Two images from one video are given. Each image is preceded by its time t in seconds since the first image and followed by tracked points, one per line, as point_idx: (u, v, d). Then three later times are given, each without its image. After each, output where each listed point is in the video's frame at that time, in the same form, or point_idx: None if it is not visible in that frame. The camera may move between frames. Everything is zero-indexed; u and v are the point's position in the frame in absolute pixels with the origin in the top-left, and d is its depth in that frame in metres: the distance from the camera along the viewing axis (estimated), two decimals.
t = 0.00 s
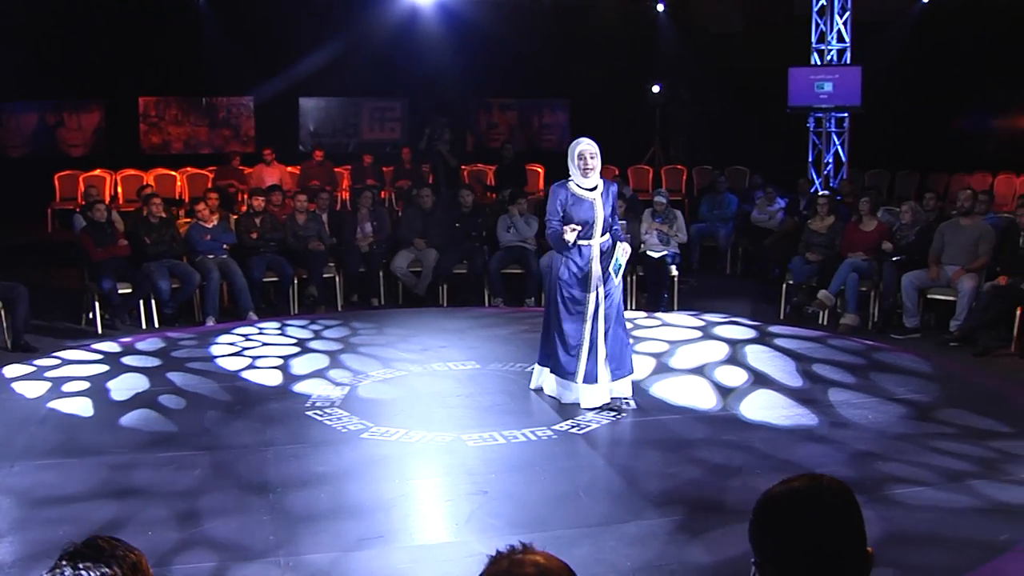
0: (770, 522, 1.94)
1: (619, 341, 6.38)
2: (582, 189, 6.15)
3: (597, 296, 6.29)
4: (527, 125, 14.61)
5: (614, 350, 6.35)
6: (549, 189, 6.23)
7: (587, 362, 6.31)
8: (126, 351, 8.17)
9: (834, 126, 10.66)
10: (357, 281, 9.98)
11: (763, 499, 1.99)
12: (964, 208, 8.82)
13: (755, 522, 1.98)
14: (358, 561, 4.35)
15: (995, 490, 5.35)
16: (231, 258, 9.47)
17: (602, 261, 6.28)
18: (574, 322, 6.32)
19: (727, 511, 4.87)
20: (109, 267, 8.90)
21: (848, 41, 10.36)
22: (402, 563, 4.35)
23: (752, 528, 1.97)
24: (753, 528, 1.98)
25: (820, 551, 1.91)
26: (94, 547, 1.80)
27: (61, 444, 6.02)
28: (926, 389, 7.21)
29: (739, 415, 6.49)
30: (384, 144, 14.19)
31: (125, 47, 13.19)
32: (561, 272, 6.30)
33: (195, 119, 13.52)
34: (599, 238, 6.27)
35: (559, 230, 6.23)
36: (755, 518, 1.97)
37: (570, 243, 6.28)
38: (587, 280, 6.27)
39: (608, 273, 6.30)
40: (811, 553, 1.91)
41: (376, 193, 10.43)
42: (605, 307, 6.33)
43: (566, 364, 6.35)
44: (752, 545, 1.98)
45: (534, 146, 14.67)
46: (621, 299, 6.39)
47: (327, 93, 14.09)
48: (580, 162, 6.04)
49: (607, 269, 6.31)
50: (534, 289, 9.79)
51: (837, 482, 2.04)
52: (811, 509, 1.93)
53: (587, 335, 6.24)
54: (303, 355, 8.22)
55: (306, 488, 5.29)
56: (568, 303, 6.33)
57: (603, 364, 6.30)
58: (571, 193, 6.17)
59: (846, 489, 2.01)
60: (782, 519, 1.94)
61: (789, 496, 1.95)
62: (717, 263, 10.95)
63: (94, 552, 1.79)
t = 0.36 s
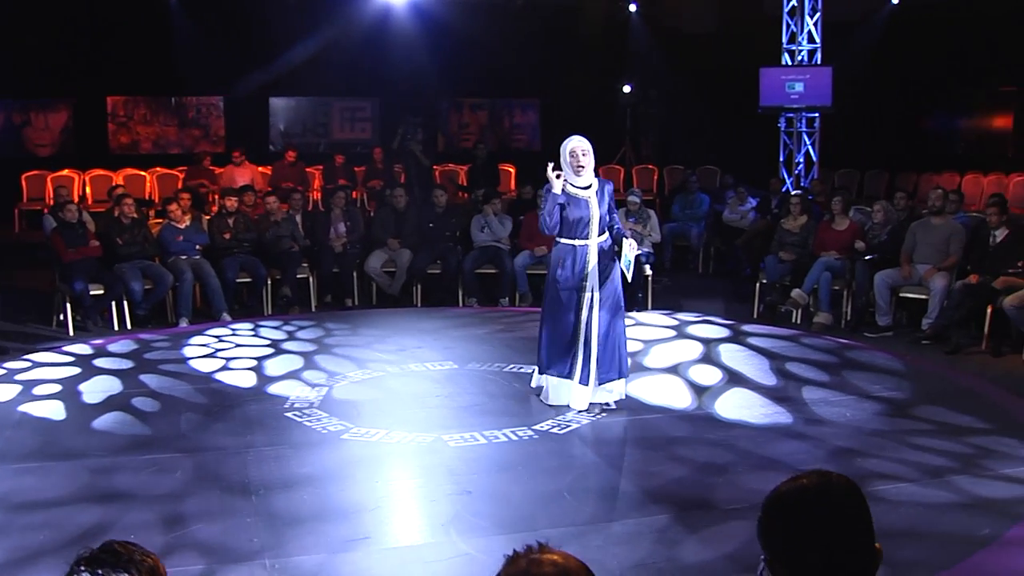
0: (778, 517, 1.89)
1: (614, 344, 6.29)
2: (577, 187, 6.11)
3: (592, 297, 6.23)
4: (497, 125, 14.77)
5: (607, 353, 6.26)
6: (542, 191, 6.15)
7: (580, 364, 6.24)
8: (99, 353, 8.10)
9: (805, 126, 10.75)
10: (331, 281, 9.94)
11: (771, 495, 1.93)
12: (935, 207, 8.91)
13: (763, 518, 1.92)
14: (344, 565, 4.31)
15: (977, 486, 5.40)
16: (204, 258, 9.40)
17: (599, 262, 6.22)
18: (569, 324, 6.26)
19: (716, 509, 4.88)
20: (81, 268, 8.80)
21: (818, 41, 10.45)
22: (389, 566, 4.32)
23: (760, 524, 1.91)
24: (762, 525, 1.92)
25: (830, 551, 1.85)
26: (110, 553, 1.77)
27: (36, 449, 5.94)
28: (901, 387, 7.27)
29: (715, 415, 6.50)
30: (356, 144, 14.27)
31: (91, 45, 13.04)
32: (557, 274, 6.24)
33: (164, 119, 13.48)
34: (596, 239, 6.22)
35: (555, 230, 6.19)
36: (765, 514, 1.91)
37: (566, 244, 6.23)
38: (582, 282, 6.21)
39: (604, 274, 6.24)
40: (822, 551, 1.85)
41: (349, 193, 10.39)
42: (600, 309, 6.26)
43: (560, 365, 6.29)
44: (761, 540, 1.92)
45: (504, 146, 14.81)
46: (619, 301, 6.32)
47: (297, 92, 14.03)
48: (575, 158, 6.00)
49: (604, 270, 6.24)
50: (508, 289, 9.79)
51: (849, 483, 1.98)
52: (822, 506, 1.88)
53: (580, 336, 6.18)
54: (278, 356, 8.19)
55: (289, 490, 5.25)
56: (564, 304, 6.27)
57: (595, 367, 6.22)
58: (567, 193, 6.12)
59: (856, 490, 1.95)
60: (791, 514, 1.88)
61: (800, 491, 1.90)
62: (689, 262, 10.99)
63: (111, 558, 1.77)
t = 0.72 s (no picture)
0: (782, 518, 1.99)
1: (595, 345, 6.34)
2: (563, 190, 6.10)
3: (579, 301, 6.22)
4: (465, 125, 14.89)
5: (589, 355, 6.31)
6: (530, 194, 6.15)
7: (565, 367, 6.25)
8: (65, 357, 8.00)
9: (772, 126, 10.84)
10: (300, 283, 9.89)
11: (774, 496, 2.03)
12: (903, 207, 9.00)
13: (768, 519, 2.03)
14: (334, 568, 4.29)
15: (955, 480, 5.47)
16: (173, 260, 9.32)
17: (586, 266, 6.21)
18: (556, 325, 6.22)
19: (702, 505, 4.90)
20: (47, 270, 8.70)
21: (785, 43, 10.55)
22: (382, 568, 4.30)
23: (765, 526, 2.02)
24: (767, 526, 2.03)
25: (834, 548, 1.95)
26: (127, 558, 1.74)
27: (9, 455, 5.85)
28: (872, 385, 7.35)
29: (680, 414, 6.50)
30: (321, 145, 14.29)
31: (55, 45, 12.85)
32: (546, 275, 6.18)
33: (129, 119, 13.32)
34: (583, 242, 6.19)
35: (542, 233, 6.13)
36: (768, 515, 2.02)
37: (553, 246, 6.18)
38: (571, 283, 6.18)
39: (590, 278, 6.23)
40: (825, 549, 1.95)
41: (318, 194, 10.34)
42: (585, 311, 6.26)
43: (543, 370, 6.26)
44: (767, 540, 2.02)
45: (472, 147, 14.94)
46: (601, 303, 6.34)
47: (263, 92, 13.96)
48: (560, 158, 5.97)
49: (590, 274, 6.23)
50: (479, 289, 9.79)
51: (846, 479, 2.09)
52: (823, 504, 1.98)
53: (568, 341, 6.18)
54: (246, 358, 8.13)
55: (271, 493, 5.21)
56: (550, 308, 6.23)
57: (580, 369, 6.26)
58: (553, 196, 6.11)
59: (853, 486, 2.05)
60: (794, 513, 1.98)
61: (801, 491, 2.00)
62: (657, 262, 11.04)
63: (128, 563, 1.74)
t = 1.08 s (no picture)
0: (791, 513, 1.94)
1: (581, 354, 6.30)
2: (547, 193, 6.09)
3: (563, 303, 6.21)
4: (437, 126, 14.91)
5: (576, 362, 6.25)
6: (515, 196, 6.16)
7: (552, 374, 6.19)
8: (36, 361, 7.92)
9: (744, 128, 10.92)
10: (275, 285, 9.85)
11: (786, 493, 1.98)
12: (876, 208, 9.09)
13: (777, 514, 1.98)
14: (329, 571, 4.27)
15: (937, 476, 5.53)
16: (146, 262, 9.24)
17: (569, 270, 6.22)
18: (541, 331, 6.20)
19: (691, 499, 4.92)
20: (18, 274, 8.60)
21: (757, 45, 10.63)
22: (378, 569, 4.29)
23: (774, 521, 1.97)
24: (776, 522, 1.98)
25: (845, 547, 1.89)
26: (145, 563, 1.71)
27: None
28: (849, 384, 7.42)
29: (652, 414, 6.52)
30: (293, 146, 14.19)
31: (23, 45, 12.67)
32: (531, 280, 6.19)
33: (98, 120, 13.16)
34: (567, 245, 6.19)
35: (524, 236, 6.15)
36: (778, 511, 1.98)
37: (536, 249, 6.19)
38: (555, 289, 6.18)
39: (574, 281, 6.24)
40: (836, 547, 1.90)
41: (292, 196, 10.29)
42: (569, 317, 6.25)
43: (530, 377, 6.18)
44: (777, 537, 1.97)
45: (445, 149, 14.95)
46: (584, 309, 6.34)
47: (233, 93, 13.87)
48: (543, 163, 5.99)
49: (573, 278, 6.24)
50: (453, 291, 9.78)
51: (857, 476, 2.02)
52: (829, 502, 1.92)
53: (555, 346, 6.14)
54: (218, 362, 8.08)
55: (258, 497, 5.19)
56: (534, 312, 6.22)
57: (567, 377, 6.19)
58: (537, 199, 6.11)
59: (862, 481, 1.99)
60: (803, 508, 1.93)
61: (807, 488, 1.95)
62: (631, 263, 11.08)
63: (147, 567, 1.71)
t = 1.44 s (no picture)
0: (806, 511, 1.97)
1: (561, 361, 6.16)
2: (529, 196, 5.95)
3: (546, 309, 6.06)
4: (409, 125, 14.91)
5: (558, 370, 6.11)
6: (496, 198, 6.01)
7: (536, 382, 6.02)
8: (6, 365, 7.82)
9: (717, 128, 10.99)
10: (249, 286, 9.79)
11: (797, 491, 2.01)
12: (850, 208, 9.17)
13: (791, 511, 2.01)
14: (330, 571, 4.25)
15: (920, 471, 5.58)
16: (120, 264, 9.16)
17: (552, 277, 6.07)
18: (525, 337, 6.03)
19: (680, 492, 4.94)
20: None
21: (730, 46, 10.71)
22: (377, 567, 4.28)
23: (787, 519, 2.00)
24: (790, 517, 2.01)
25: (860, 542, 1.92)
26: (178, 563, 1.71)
27: None
28: (828, 383, 7.47)
29: (626, 414, 6.53)
30: (264, 147, 14.14)
31: None
32: (514, 285, 6.01)
33: (67, 120, 12.99)
34: (550, 251, 6.04)
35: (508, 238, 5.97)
36: (792, 507, 2.00)
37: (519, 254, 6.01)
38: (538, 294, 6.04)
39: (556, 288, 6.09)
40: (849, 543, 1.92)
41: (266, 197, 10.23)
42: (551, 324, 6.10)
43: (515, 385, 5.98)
44: (790, 531, 2.01)
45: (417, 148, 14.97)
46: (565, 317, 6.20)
47: (202, 93, 13.77)
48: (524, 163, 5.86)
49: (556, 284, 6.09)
50: (429, 291, 9.76)
51: (870, 474, 2.05)
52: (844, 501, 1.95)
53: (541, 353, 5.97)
54: (190, 364, 8.02)
55: (244, 500, 5.15)
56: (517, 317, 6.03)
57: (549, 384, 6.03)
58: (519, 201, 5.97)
59: (874, 479, 2.02)
60: (818, 506, 1.96)
61: (821, 487, 1.99)
62: (605, 263, 11.10)
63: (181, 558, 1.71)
